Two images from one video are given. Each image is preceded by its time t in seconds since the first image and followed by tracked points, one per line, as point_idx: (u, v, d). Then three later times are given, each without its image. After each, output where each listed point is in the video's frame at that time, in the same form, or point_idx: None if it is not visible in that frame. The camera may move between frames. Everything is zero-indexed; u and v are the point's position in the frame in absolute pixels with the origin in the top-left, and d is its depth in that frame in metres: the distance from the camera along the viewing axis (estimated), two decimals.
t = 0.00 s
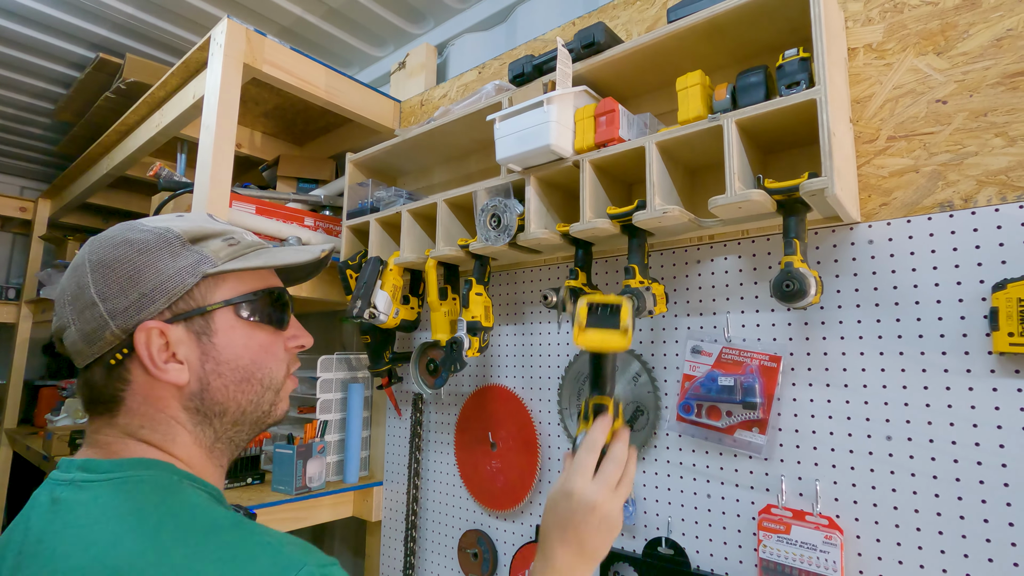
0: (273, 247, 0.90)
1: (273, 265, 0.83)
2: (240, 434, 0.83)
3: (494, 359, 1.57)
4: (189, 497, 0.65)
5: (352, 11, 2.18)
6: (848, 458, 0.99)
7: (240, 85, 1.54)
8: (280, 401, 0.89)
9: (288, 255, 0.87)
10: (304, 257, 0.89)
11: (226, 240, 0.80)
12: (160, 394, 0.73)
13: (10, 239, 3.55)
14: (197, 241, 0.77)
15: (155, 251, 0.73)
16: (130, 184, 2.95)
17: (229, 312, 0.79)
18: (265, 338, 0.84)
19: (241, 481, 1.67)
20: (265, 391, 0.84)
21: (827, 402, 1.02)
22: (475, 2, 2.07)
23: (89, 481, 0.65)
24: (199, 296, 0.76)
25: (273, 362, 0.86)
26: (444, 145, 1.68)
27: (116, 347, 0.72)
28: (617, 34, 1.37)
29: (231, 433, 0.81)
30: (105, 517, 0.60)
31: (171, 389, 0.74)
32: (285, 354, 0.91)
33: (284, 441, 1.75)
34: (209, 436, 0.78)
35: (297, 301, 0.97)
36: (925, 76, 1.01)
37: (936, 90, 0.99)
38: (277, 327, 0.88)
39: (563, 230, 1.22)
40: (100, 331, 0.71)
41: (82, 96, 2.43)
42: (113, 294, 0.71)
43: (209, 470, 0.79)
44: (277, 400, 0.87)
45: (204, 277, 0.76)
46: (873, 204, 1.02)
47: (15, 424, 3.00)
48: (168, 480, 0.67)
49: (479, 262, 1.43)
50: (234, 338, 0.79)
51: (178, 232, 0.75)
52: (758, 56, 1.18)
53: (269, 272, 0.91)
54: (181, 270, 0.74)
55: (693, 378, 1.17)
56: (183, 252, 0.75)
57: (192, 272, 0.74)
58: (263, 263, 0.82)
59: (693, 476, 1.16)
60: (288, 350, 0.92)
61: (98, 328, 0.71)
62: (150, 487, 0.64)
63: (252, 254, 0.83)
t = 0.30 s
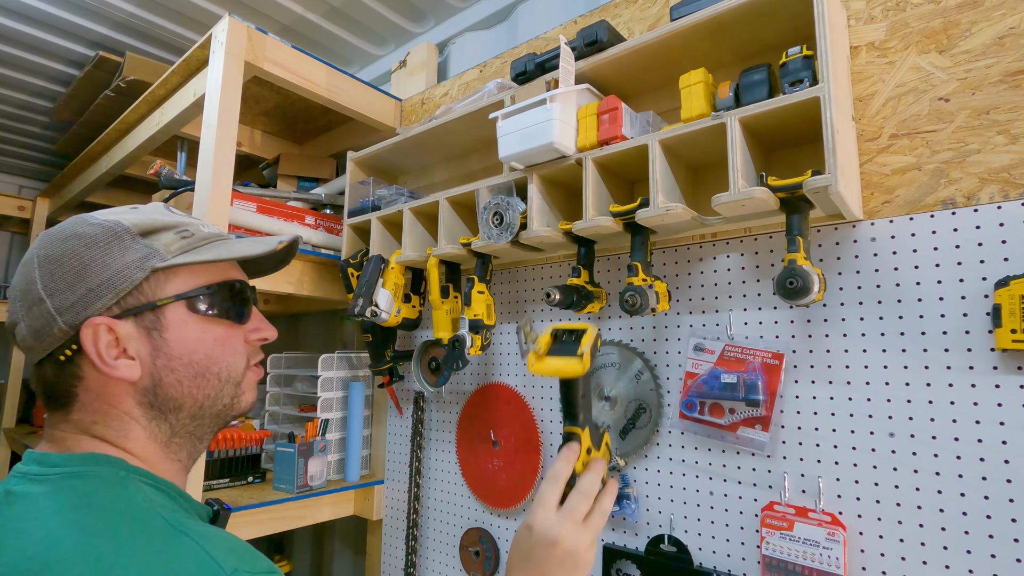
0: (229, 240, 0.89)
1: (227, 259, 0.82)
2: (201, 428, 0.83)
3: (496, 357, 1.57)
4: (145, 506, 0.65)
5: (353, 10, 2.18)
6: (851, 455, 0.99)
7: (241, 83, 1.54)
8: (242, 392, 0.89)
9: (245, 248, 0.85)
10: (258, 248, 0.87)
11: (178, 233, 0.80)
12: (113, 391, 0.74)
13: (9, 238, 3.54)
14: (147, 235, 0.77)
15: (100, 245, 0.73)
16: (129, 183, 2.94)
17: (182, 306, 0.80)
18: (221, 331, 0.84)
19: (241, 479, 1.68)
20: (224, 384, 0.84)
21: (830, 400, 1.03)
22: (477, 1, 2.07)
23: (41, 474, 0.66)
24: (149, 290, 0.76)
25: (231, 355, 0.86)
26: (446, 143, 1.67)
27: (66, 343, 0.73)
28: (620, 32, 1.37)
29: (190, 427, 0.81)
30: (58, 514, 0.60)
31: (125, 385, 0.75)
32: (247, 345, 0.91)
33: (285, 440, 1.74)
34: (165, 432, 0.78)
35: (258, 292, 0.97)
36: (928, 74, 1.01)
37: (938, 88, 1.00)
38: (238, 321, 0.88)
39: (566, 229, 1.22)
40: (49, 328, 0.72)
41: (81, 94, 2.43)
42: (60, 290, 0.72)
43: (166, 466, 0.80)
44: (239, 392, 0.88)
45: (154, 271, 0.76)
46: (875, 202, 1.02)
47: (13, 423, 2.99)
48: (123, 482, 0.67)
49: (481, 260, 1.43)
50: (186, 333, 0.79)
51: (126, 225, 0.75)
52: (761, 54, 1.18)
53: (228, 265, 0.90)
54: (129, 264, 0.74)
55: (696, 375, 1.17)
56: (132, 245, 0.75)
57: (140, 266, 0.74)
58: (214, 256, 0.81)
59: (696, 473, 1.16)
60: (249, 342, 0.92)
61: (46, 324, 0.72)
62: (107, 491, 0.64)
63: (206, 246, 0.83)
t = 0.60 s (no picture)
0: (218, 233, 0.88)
1: (223, 249, 0.82)
2: (205, 424, 0.83)
3: (495, 356, 1.57)
4: (149, 479, 0.62)
5: (352, 9, 2.17)
6: (851, 454, 0.99)
7: (240, 82, 1.53)
8: (244, 388, 0.89)
9: (239, 237, 0.85)
10: (252, 239, 0.86)
11: (169, 227, 0.79)
12: (117, 388, 0.74)
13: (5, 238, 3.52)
14: (138, 229, 0.76)
15: (90, 241, 0.72)
16: (127, 182, 2.93)
17: (181, 300, 0.79)
18: (221, 324, 0.84)
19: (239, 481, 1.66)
20: (227, 378, 0.84)
21: (830, 399, 1.03)
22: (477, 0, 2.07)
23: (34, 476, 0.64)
24: (147, 285, 0.75)
25: (232, 349, 0.85)
26: (445, 142, 1.67)
27: (63, 344, 0.72)
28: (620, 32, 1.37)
29: (195, 423, 0.81)
30: (66, 517, 0.57)
31: (128, 382, 0.74)
32: (244, 339, 0.91)
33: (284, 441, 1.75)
34: (171, 428, 0.78)
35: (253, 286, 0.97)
36: (928, 74, 1.01)
37: (938, 88, 1.00)
38: (234, 313, 0.88)
39: (566, 228, 1.22)
40: (44, 329, 0.71)
41: (79, 93, 2.42)
42: (52, 290, 0.71)
43: (172, 460, 0.80)
44: (241, 387, 0.87)
45: (150, 265, 0.76)
46: (875, 202, 1.02)
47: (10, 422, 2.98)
48: (122, 466, 0.64)
49: (481, 260, 1.43)
50: (189, 326, 0.79)
51: (115, 220, 0.74)
52: (761, 53, 1.18)
53: (220, 257, 0.90)
54: (124, 259, 0.73)
55: (696, 374, 1.17)
56: (123, 240, 0.74)
57: (136, 261, 0.74)
58: (211, 247, 0.80)
59: (695, 473, 1.16)
60: (247, 336, 0.92)
61: (42, 326, 0.71)
62: (109, 478, 0.61)
63: (198, 238, 0.82)
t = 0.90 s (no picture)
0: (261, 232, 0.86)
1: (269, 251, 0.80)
2: (248, 425, 0.82)
3: (492, 355, 1.56)
4: (212, 467, 0.62)
5: (348, 8, 2.17)
6: (847, 454, 0.99)
7: (236, 80, 1.53)
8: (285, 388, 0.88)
9: (283, 240, 0.84)
10: (294, 241, 0.84)
11: (213, 227, 0.76)
12: (168, 390, 0.72)
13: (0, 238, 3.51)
14: (184, 229, 0.74)
15: (138, 242, 0.69)
16: (123, 181, 2.92)
17: (229, 301, 0.78)
18: (264, 326, 0.83)
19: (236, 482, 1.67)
20: (272, 379, 0.83)
21: (827, 398, 1.03)
22: None
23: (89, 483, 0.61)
24: (196, 287, 0.74)
25: (276, 350, 0.85)
26: (442, 141, 1.67)
27: (113, 348, 0.70)
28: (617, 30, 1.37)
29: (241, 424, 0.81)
30: (148, 516, 0.56)
31: (178, 386, 0.73)
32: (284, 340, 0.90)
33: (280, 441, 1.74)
34: (222, 427, 0.78)
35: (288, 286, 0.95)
36: (925, 73, 1.01)
37: (935, 87, 1.00)
38: (273, 315, 0.86)
39: (563, 227, 1.22)
40: (93, 332, 0.68)
41: (74, 91, 2.40)
42: (102, 291, 0.68)
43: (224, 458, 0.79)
44: (283, 388, 0.86)
45: (200, 266, 0.74)
46: (872, 201, 1.02)
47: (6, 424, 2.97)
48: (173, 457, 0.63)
49: (477, 259, 1.42)
50: (237, 328, 0.78)
51: (162, 221, 0.71)
52: (758, 52, 1.18)
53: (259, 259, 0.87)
54: (175, 260, 0.71)
55: (693, 374, 1.17)
56: (172, 240, 0.72)
57: (187, 261, 0.72)
58: (259, 249, 0.79)
59: (692, 472, 1.16)
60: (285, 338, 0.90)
61: (90, 329, 0.68)
62: (175, 472, 0.60)
63: (241, 239, 0.79)
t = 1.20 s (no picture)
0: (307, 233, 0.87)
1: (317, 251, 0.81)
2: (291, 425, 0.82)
3: (490, 355, 1.56)
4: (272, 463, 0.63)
5: (345, 6, 2.16)
6: (846, 453, 0.99)
7: (232, 77, 1.52)
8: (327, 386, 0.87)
9: (330, 239, 0.84)
10: (339, 242, 0.85)
11: (264, 226, 0.76)
12: (222, 388, 0.72)
13: None
14: (235, 228, 0.73)
15: (196, 239, 0.69)
16: (119, 180, 2.91)
17: (280, 300, 0.78)
18: (310, 326, 0.82)
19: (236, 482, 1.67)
20: (317, 378, 0.83)
21: (825, 397, 1.02)
22: None
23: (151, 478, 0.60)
24: (251, 285, 0.74)
25: (322, 349, 0.84)
26: (440, 140, 1.66)
27: (169, 344, 0.70)
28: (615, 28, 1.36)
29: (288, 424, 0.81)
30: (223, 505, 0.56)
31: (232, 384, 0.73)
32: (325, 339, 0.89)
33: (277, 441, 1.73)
34: (272, 425, 0.77)
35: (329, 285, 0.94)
36: (923, 70, 1.01)
37: (934, 85, 0.99)
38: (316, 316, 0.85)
39: (561, 225, 1.21)
40: (149, 329, 0.68)
41: (71, 90, 2.39)
42: (159, 287, 0.67)
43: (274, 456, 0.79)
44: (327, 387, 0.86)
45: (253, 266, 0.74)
46: (870, 199, 1.02)
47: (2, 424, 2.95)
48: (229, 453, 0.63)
49: (475, 258, 1.42)
50: (286, 326, 0.78)
51: (218, 219, 0.71)
52: (757, 50, 1.17)
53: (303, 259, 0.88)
54: (229, 258, 0.71)
55: (692, 373, 1.16)
56: (225, 239, 0.71)
57: (242, 260, 0.72)
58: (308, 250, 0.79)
59: (691, 472, 1.15)
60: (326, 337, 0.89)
61: (146, 326, 0.67)
62: (242, 463, 0.61)
63: (290, 239, 0.80)
